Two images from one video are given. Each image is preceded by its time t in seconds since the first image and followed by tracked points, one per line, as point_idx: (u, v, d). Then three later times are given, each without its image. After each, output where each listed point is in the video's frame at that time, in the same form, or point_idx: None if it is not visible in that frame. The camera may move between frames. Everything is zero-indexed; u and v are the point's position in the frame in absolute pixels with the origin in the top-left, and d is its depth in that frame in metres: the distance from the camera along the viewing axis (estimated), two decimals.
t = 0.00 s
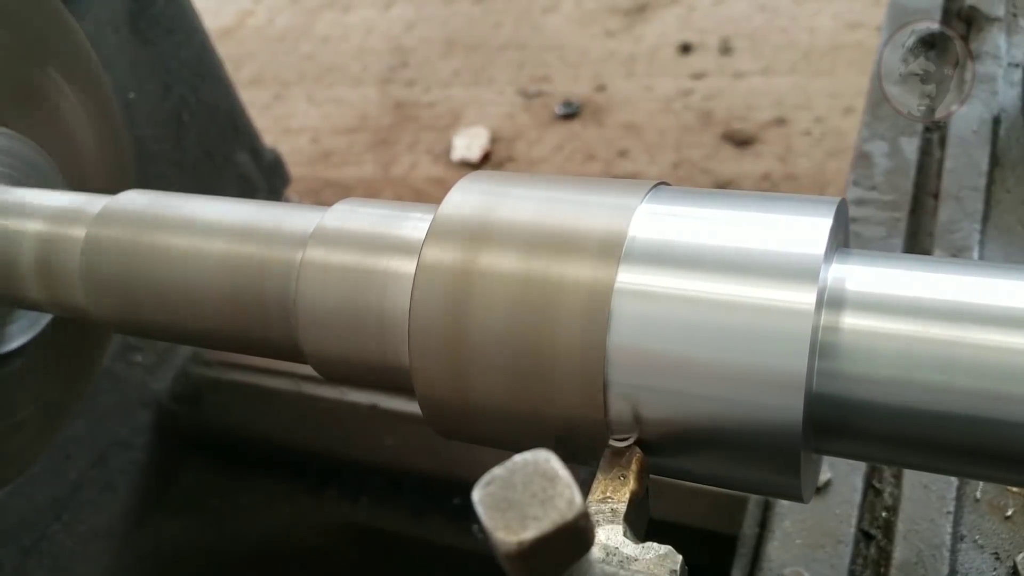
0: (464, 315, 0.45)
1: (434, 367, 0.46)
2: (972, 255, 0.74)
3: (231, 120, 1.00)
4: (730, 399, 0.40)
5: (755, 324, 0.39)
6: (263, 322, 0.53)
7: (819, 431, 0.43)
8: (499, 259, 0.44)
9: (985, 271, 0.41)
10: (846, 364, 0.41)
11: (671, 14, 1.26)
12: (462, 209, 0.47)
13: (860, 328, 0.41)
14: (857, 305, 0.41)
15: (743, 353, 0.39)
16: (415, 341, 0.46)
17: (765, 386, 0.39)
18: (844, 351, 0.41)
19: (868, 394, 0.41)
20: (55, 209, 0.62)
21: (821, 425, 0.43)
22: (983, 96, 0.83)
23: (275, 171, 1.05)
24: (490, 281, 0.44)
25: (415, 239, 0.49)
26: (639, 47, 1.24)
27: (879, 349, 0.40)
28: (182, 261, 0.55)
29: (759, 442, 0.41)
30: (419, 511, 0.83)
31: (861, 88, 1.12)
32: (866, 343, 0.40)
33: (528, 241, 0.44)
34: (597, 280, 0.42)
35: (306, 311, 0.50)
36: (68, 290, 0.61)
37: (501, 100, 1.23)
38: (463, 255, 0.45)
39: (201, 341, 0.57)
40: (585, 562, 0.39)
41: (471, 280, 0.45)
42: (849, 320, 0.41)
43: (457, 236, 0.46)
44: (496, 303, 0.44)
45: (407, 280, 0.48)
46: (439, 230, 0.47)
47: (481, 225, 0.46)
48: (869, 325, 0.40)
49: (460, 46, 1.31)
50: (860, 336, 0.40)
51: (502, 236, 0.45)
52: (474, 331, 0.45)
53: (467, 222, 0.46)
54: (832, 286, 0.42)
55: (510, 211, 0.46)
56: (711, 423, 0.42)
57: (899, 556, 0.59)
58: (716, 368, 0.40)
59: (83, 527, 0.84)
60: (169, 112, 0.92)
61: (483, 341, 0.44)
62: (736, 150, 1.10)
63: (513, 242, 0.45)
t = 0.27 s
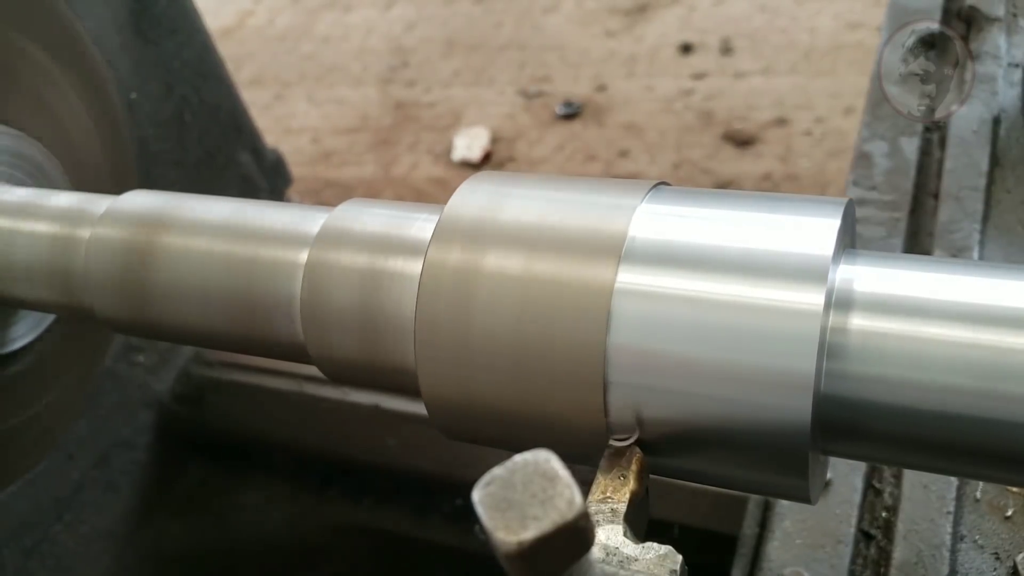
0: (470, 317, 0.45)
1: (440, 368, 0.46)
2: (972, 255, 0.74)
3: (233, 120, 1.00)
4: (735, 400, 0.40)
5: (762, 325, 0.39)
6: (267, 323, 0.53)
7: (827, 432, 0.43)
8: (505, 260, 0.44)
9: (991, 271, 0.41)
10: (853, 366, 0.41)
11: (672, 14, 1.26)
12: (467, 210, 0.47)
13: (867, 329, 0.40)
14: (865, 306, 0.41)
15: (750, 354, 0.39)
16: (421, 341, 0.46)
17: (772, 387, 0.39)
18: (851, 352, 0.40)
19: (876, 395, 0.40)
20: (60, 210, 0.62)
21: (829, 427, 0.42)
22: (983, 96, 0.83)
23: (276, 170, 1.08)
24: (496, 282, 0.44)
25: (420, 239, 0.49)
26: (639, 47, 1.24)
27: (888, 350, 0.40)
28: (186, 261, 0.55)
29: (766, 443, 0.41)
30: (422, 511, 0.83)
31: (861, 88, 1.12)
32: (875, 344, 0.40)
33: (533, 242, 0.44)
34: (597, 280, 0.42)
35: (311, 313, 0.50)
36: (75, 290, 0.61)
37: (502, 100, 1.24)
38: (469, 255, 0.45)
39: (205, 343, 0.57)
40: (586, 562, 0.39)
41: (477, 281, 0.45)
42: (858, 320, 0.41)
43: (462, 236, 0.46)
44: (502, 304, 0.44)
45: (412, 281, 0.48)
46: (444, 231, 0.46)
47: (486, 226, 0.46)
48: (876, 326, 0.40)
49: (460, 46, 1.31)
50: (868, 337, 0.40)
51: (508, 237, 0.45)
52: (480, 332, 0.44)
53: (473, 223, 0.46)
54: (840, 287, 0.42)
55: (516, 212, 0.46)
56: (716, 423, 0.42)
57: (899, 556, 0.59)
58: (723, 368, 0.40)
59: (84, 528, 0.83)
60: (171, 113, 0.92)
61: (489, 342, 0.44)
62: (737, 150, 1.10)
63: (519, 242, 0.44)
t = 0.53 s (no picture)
0: (477, 317, 0.45)
1: (446, 369, 0.46)
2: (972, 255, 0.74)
3: (235, 121, 1.00)
4: (739, 401, 0.40)
5: (769, 327, 0.39)
6: (273, 324, 0.53)
7: (836, 434, 0.43)
8: (512, 261, 0.44)
9: (997, 272, 0.41)
10: (862, 367, 0.40)
11: (672, 14, 1.26)
12: (474, 210, 0.47)
13: (876, 330, 0.40)
14: (873, 308, 0.41)
15: (757, 355, 0.39)
16: (428, 343, 0.46)
17: (778, 388, 0.39)
18: (860, 353, 0.40)
19: (883, 396, 0.40)
20: (64, 210, 0.62)
21: (838, 428, 0.42)
22: (983, 96, 0.83)
23: (278, 171, 1.08)
24: (503, 283, 0.44)
25: (427, 240, 0.49)
26: (640, 47, 1.24)
27: (896, 351, 0.40)
28: (191, 262, 0.55)
29: (771, 444, 0.41)
30: (423, 512, 0.83)
31: (863, 88, 1.12)
32: (885, 346, 0.40)
33: (539, 243, 0.44)
34: (600, 281, 0.42)
35: (317, 314, 0.50)
36: (79, 290, 0.61)
37: (502, 100, 1.24)
38: (475, 256, 0.45)
39: (209, 344, 0.57)
40: (585, 562, 0.39)
41: (484, 281, 0.44)
42: (866, 321, 0.41)
43: (469, 237, 0.46)
44: (509, 305, 0.44)
45: (419, 283, 0.48)
46: (450, 232, 0.46)
47: (494, 227, 0.45)
48: (884, 327, 0.40)
49: (460, 46, 1.31)
50: (876, 339, 0.40)
51: (515, 238, 0.45)
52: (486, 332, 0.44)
53: (479, 223, 0.46)
54: (848, 288, 0.42)
55: (522, 213, 0.45)
56: (720, 425, 0.42)
57: (899, 556, 0.59)
58: (730, 369, 0.40)
59: (87, 529, 0.83)
60: (173, 113, 0.92)
61: (496, 343, 0.44)
62: (738, 150, 1.10)
63: (525, 243, 0.44)
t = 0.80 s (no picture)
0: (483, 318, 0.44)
1: (452, 370, 0.46)
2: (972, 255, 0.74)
3: (236, 121, 1.00)
4: (744, 401, 0.40)
5: (777, 327, 0.39)
6: (278, 324, 0.53)
7: (844, 435, 0.43)
8: (518, 261, 0.44)
9: (1003, 272, 0.41)
10: (871, 367, 0.40)
11: (673, 14, 1.26)
12: (481, 210, 0.47)
13: (885, 330, 0.40)
14: (882, 308, 0.41)
15: (764, 355, 0.39)
16: (435, 343, 0.46)
17: (784, 388, 0.39)
18: (869, 354, 0.40)
19: (890, 396, 0.40)
20: (66, 211, 0.62)
21: (846, 428, 0.42)
22: (983, 96, 0.83)
23: (279, 171, 1.08)
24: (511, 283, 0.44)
25: (433, 241, 0.49)
26: (641, 47, 1.24)
27: (904, 352, 0.40)
28: (196, 263, 0.55)
29: (776, 445, 0.41)
30: (427, 513, 0.84)
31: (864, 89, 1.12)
32: (894, 346, 0.40)
33: (545, 243, 0.44)
34: (607, 281, 0.42)
35: (322, 314, 0.50)
36: (82, 291, 0.61)
37: (503, 100, 1.24)
38: (481, 256, 0.45)
39: (214, 344, 0.57)
40: (585, 561, 0.39)
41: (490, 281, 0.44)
42: (875, 322, 0.41)
43: (476, 238, 0.46)
44: (516, 305, 0.43)
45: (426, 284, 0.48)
46: (457, 232, 0.46)
47: (501, 227, 0.45)
48: (893, 328, 0.40)
49: (461, 46, 1.31)
50: (885, 340, 0.40)
51: (521, 238, 0.45)
52: (492, 333, 0.44)
53: (485, 224, 0.46)
54: (856, 289, 0.42)
55: (528, 214, 0.45)
56: (725, 425, 0.41)
57: (899, 556, 0.59)
58: (737, 370, 0.40)
59: (89, 529, 0.84)
60: (175, 113, 0.92)
61: (503, 344, 0.44)
62: (739, 150, 1.10)
63: (530, 244, 0.44)
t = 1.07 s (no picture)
0: (491, 319, 0.44)
1: (460, 371, 0.46)
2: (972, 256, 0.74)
3: (238, 121, 1.00)
4: (750, 401, 0.40)
5: (786, 328, 0.39)
6: (283, 325, 0.53)
7: (852, 436, 0.43)
8: (525, 262, 0.44)
9: (1007, 273, 0.41)
10: (881, 369, 0.40)
11: (674, 14, 1.26)
12: (487, 211, 0.46)
13: (893, 331, 0.40)
14: (890, 310, 0.41)
15: (773, 357, 0.39)
16: (441, 345, 0.46)
17: (792, 390, 0.39)
18: (878, 356, 0.40)
19: (897, 397, 0.40)
20: (71, 211, 0.62)
21: (854, 429, 0.42)
22: (983, 96, 0.83)
23: (281, 171, 1.08)
24: (520, 284, 0.44)
25: (438, 242, 0.49)
26: (641, 46, 1.24)
27: (916, 354, 0.40)
28: (201, 264, 0.55)
29: (782, 446, 0.41)
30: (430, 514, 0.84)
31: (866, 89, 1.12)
32: (903, 348, 0.40)
33: (553, 244, 0.44)
34: (613, 283, 0.42)
35: (330, 315, 0.50)
36: (85, 292, 0.61)
37: (503, 100, 1.24)
38: (489, 258, 0.45)
39: (218, 344, 0.57)
40: (585, 562, 0.39)
41: (499, 283, 0.44)
42: (884, 324, 0.40)
43: (482, 239, 0.46)
44: (524, 306, 0.43)
45: (432, 285, 0.48)
46: (464, 233, 0.46)
47: (507, 228, 0.45)
48: (902, 329, 0.40)
49: (461, 46, 1.32)
50: (895, 342, 0.40)
51: (527, 239, 0.45)
52: (500, 334, 0.44)
53: (493, 226, 0.46)
54: (865, 290, 0.41)
55: (534, 215, 0.45)
56: (730, 426, 0.41)
57: (899, 557, 0.59)
58: (745, 371, 0.40)
59: (91, 529, 0.84)
60: (177, 113, 0.92)
61: (512, 345, 0.44)
62: (739, 150, 1.10)
63: (537, 245, 0.44)
